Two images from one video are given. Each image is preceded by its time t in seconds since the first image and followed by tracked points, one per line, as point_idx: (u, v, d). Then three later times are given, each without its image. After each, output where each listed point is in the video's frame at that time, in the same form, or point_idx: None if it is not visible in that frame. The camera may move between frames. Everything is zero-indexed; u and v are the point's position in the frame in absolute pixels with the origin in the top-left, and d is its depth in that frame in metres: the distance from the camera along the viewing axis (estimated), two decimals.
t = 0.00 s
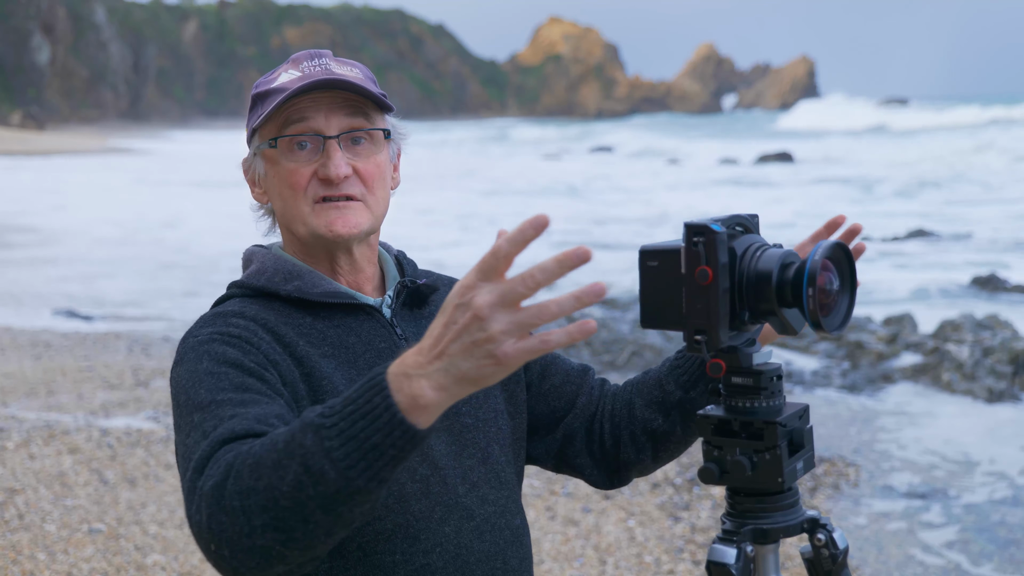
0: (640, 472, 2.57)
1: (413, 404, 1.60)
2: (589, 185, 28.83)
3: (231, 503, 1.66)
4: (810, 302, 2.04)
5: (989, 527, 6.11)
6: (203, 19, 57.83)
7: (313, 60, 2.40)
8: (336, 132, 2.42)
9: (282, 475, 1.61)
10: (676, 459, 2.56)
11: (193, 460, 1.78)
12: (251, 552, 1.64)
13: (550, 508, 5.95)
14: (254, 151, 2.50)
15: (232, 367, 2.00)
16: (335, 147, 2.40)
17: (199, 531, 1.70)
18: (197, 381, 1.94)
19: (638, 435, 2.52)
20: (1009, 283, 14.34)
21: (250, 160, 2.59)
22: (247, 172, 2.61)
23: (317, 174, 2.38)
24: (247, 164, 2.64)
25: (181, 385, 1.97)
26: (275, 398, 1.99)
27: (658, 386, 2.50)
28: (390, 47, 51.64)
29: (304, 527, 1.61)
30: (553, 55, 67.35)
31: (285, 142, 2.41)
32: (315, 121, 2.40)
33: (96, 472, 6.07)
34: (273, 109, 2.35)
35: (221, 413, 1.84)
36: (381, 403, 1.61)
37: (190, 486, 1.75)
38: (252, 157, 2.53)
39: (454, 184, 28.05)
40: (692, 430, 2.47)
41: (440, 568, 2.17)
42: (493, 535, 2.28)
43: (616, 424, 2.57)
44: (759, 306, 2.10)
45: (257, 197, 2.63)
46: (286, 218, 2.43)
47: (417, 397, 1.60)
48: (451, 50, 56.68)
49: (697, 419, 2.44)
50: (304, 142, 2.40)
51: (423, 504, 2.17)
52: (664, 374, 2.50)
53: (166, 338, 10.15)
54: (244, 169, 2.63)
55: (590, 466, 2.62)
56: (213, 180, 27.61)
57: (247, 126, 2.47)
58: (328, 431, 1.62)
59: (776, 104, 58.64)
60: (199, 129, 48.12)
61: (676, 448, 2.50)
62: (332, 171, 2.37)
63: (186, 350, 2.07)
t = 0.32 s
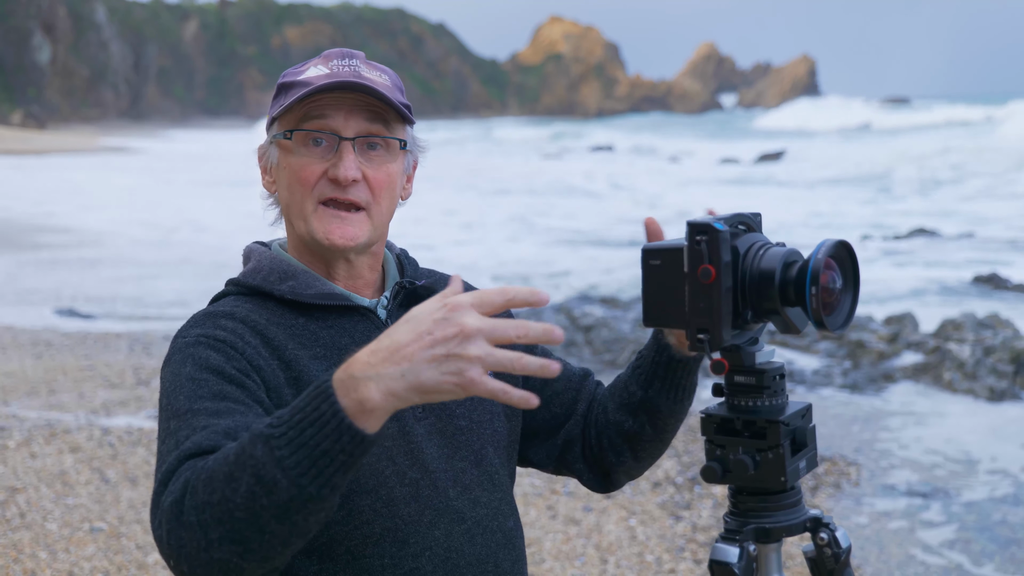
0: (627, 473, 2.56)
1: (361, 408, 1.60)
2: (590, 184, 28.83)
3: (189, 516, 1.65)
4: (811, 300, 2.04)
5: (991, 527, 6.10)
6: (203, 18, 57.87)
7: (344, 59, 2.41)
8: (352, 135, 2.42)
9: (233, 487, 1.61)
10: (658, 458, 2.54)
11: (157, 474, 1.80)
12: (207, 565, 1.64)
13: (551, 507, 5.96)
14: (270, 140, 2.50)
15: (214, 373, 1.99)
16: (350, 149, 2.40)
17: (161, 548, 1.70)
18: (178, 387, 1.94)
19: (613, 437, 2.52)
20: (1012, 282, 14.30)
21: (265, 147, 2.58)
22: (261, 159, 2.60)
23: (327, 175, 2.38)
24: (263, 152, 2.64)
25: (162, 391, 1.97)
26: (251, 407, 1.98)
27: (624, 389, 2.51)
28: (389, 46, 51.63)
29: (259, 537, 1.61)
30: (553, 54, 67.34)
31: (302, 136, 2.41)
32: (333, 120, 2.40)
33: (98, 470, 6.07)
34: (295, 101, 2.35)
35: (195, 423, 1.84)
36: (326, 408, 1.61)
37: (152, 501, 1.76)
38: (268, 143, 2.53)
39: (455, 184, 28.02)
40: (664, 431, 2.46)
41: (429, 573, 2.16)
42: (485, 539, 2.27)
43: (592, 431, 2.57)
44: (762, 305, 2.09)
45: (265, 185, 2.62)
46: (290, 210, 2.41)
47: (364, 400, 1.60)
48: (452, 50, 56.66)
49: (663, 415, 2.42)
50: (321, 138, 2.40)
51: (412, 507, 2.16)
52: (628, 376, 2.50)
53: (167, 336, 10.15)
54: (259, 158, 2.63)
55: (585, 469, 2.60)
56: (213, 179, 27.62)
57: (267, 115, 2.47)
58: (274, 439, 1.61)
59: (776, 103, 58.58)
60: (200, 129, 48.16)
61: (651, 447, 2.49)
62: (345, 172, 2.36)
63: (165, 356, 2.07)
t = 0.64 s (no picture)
0: (643, 453, 2.52)
1: (375, 373, 1.60)
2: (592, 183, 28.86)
3: (201, 508, 1.64)
4: (815, 302, 2.03)
5: (993, 527, 6.08)
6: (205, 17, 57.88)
7: (353, 57, 2.40)
8: (364, 131, 2.41)
9: (247, 472, 1.59)
10: (664, 442, 2.53)
11: (171, 463, 1.78)
12: (219, 556, 1.63)
13: (552, 507, 5.95)
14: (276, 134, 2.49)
15: (222, 367, 1.98)
16: (360, 145, 2.39)
17: (171, 538, 1.70)
18: (187, 380, 1.93)
19: (615, 411, 2.50)
20: (1014, 282, 14.28)
21: (271, 144, 2.56)
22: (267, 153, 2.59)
23: (338, 170, 2.36)
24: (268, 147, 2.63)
25: (171, 381, 1.96)
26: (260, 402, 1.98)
27: (621, 358, 2.52)
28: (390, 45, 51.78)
29: (278, 519, 1.60)
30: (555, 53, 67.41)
31: (311, 133, 2.40)
32: (344, 116, 2.40)
33: (99, 469, 6.07)
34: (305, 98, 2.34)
35: (205, 418, 1.84)
36: (335, 377, 1.60)
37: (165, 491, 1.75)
38: (276, 139, 2.52)
39: (456, 183, 28.05)
40: (666, 396, 2.44)
41: None
42: (479, 546, 2.26)
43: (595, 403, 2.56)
44: (763, 306, 2.09)
45: (273, 181, 2.61)
46: (300, 208, 2.40)
47: (378, 366, 1.60)
48: (454, 50, 56.76)
49: (662, 377, 2.42)
50: (330, 135, 2.39)
51: (408, 514, 2.15)
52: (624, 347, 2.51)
53: (169, 335, 10.15)
54: (265, 152, 2.62)
55: (594, 457, 2.58)
56: (214, 177, 27.66)
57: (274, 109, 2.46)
58: (286, 422, 1.60)
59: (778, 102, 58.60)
60: (202, 128, 48.22)
61: (655, 418, 2.46)
62: (355, 169, 2.35)
63: (178, 344, 2.06)
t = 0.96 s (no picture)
0: (633, 479, 2.56)
1: (391, 432, 1.59)
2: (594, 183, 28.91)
3: (204, 530, 1.64)
4: (816, 303, 2.03)
5: (996, 530, 6.05)
6: (208, 19, 58.11)
7: (363, 62, 2.41)
8: (375, 143, 2.42)
9: (253, 506, 1.59)
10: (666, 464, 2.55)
11: (171, 476, 1.78)
12: None
13: (555, 508, 5.94)
14: (286, 139, 2.48)
15: (224, 376, 1.98)
16: (373, 158, 2.40)
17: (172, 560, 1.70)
18: (188, 387, 1.93)
19: (626, 439, 2.51)
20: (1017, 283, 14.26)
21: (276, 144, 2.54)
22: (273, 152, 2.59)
23: (349, 181, 2.38)
24: (276, 146, 2.63)
25: (172, 387, 1.95)
26: (263, 410, 1.98)
27: (644, 391, 2.50)
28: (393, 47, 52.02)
29: (280, 554, 1.61)
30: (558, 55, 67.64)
31: (322, 143, 2.40)
32: (357, 128, 2.40)
33: (102, 471, 6.07)
34: (316, 111, 2.33)
35: (207, 427, 1.84)
36: (349, 429, 1.59)
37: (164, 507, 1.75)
38: (281, 145, 2.50)
39: (459, 185, 28.11)
40: (679, 437, 2.46)
41: None
42: (476, 556, 2.27)
43: (607, 428, 2.56)
44: (765, 308, 2.08)
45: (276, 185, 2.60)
46: (310, 215, 2.40)
47: (394, 426, 1.59)
48: (456, 52, 57.07)
49: (684, 420, 2.43)
50: (343, 146, 2.39)
51: (407, 522, 2.15)
52: (649, 379, 2.50)
53: (171, 336, 10.17)
54: (271, 150, 2.62)
55: (586, 474, 2.61)
56: (217, 178, 27.75)
57: (282, 112, 2.46)
58: (293, 459, 1.59)
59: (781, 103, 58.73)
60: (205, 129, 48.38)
61: (664, 451, 2.49)
62: (368, 182, 2.36)
63: (179, 349, 2.06)
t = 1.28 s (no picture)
0: (634, 486, 2.56)
1: (414, 429, 1.62)
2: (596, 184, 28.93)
3: (218, 529, 1.65)
4: (817, 305, 2.02)
5: (998, 531, 6.04)
6: (211, 21, 58.27)
7: (374, 63, 2.44)
8: (406, 141, 2.43)
9: (270, 504, 1.60)
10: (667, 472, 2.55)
11: (183, 473, 1.78)
12: None
13: (557, 510, 5.94)
14: (300, 142, 2.45)
15: (235, 374, 1.98)
16: (406, 154, 2.41)
17: (185, 558, 1.71)
18: (200, 386, 1.93)
19: (628, 448, 2.52)
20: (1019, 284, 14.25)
21: (286, 147, 2.50)
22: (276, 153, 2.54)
23: (385, 180, 2.38)
24: (275, 147, 2.57)
25: (183, 386, 1.95)
26: (274, 411, 1.98)
27: (646, 399, 2.50)
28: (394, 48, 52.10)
29: (294, 552, 1.62)
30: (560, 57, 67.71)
31: (351, 146, 2.39)
32: (389, 129, 2.41)
33: (103, 473, 6.07)
34: (346, 115, 2.33)
35: (220, 425, 1.84)
36: (373, 426, 1.61)
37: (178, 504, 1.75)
38: (294, 152, 2.47)
39: (460, 186, 28.14)
40: (681, 445, 2.47)
41: None
42: (480, 562, 2.27)
43: (607, 436, 2.56)
44: (766, 310, 2.08)
45: (284, 190, 2.55)
46: (342, 220, 2.40)
47: (418, 422, 1.61)
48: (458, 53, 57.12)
49: (686, 428, 2.43)
50: (371, 146, 2.39)
51: (413, 529, 2.15)
52: (650, 386, 2.50)
53: (173, 338, 10.18)
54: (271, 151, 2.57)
55: (587, 482, 2.60)
56: (219, 180, 27.78)
57: (295, 115, 2.42)
58: (314, 457, 1.61)
59: (783, 104, 58.78)
60: (207, 131, 48.53)
61: (665, 459, 2.49)
62: (406, 179, 2.38)
63: (189, 348, 2.06)
